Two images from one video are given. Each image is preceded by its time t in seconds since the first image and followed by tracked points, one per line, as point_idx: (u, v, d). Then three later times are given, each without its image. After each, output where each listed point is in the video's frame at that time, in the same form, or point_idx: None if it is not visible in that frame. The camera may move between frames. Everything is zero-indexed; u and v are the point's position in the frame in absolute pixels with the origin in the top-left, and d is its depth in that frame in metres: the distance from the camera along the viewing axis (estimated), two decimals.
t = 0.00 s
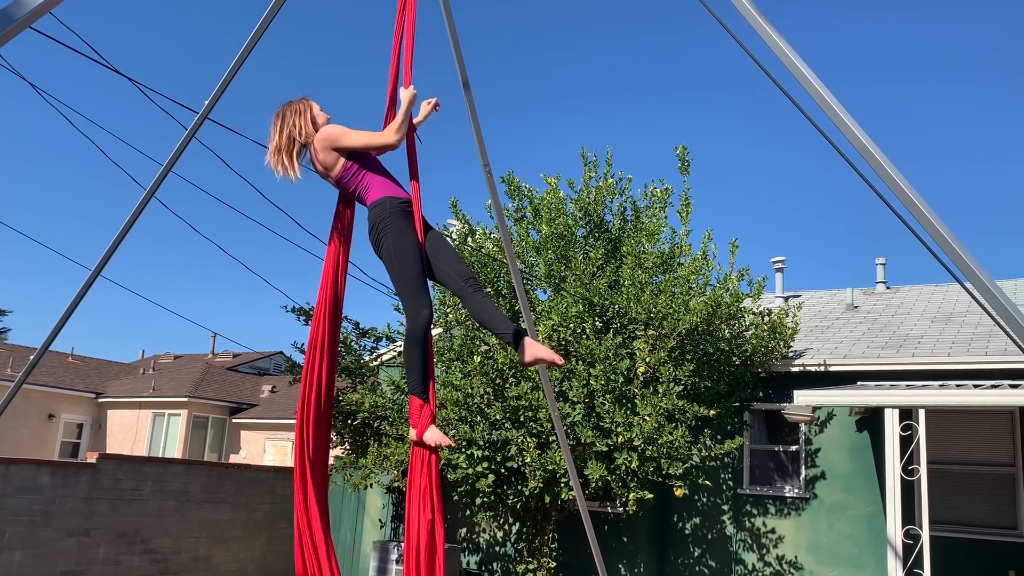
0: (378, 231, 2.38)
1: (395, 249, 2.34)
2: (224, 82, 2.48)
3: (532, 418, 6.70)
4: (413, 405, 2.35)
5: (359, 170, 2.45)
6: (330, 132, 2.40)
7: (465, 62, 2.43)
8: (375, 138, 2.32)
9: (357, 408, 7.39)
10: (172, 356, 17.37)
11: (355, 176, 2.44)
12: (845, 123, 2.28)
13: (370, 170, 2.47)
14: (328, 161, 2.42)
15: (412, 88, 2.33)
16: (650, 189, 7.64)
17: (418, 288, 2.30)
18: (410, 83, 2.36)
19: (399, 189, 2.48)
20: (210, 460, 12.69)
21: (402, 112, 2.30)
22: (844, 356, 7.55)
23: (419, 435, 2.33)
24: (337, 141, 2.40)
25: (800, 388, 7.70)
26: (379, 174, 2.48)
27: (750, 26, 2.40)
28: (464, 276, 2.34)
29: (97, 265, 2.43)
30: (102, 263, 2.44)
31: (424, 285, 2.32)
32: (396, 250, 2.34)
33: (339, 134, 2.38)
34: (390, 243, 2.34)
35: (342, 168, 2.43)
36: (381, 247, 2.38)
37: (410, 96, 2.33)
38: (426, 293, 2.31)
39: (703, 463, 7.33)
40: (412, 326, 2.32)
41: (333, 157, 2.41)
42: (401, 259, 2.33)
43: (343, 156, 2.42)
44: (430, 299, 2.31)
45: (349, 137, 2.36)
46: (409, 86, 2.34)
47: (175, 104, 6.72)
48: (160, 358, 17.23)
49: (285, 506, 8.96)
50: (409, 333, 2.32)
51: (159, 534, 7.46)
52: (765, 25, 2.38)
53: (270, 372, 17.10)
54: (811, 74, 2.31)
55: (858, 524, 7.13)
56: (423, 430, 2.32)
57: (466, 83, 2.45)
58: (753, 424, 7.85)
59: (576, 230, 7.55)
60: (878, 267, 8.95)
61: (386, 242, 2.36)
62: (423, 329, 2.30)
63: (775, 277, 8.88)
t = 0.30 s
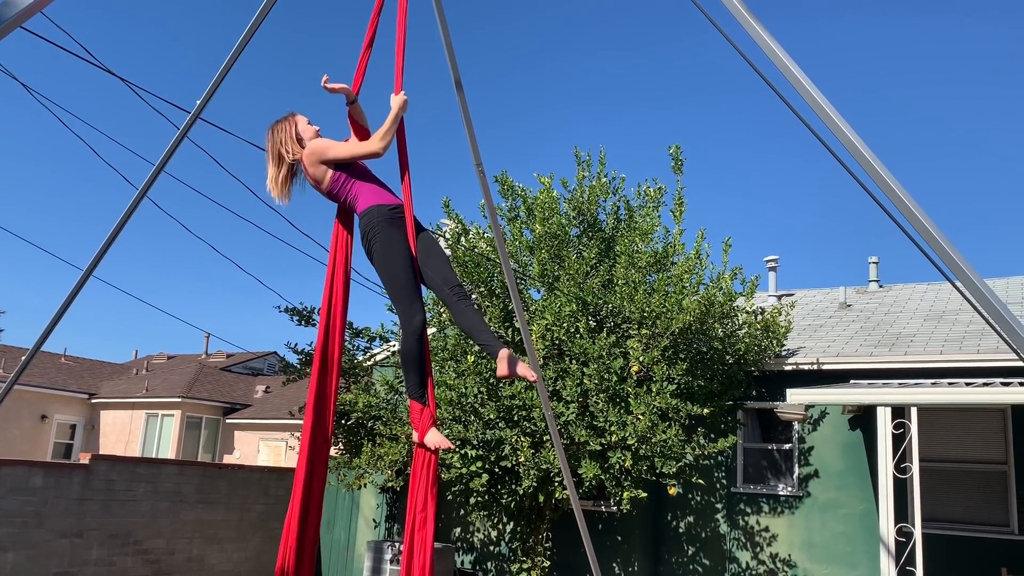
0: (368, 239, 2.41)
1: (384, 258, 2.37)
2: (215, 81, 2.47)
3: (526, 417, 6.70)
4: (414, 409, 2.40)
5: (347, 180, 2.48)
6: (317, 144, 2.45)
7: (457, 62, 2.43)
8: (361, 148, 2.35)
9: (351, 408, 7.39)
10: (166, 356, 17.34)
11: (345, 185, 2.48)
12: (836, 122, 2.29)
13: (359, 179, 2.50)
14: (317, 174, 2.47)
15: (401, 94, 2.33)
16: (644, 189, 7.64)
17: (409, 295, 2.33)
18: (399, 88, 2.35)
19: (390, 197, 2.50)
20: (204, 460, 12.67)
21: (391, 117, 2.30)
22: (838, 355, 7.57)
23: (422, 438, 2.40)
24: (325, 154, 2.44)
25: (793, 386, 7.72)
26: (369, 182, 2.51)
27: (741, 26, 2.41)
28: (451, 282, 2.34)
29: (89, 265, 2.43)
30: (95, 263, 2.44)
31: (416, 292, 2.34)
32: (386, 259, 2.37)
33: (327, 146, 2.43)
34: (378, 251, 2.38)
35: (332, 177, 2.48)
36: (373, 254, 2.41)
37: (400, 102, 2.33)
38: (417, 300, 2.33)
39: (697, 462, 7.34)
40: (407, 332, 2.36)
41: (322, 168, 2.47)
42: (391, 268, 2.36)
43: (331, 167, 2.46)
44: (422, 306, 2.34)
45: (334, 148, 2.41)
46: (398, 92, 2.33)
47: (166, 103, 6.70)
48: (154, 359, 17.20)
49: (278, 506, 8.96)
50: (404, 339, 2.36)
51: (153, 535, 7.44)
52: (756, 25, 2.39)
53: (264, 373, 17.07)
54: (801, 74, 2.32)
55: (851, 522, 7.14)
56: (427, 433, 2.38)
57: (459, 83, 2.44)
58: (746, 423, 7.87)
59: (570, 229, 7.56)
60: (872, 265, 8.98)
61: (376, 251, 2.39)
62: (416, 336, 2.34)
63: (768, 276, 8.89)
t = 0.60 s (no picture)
0: (356, 250, 2.43)
1: (373, 266, 2.38)
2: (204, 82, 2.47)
3: (519, 415, 6.71)
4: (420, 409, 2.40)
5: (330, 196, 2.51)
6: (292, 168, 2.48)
7: (450, 62, 2.45)
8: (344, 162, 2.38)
9: (345, 406, 7.39)
10: (158, 355, 17.29)
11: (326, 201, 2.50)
12: (827, 121, 2.30)
13: (340, 193, 2.52)
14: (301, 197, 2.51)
15: (389, 102, 2.34)
16: (637, 187, 7.65)
17: (402, 297, 2.34)
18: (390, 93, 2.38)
19: (372, 205, 2.51)
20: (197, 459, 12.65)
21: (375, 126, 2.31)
22: (830, 352, 7.59)
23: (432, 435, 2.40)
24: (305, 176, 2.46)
25: (786, 383, 7.74)
26: (350, 195, 2.53)
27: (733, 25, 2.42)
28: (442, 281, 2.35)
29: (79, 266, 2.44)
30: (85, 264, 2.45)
31: (408, 295, 2.35)
32: (375, 267, 2.38)
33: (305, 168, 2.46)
34: (366, 261, 2.39)
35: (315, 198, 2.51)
36: (361, 264, 2.43)
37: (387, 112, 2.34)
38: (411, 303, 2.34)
39: (690, 459, 7.34)
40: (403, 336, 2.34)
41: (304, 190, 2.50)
42: (380, 274, 2.37)
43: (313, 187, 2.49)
44: (416, 308, 2.35)
45: (312, 170, 2.44)
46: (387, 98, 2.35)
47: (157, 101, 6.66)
48: (146, 357, 17.15)
49: (272, 505, 8.95)
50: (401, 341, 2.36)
51: (146, 534, 7.42)
52: (748, 24, 2.39)
53: (257, 371, 17.05)
54: (794, 73, 2.33)
55: (844, 519, 7.17)
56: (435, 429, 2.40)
57: (451, 82, 2.46)
58: (739, 420, 7.89)
59: (563, 227, 7.56)
60: (863, 263, 9.01)
61: (364, 260, 2.40)
62: (412, 338, 2.33)
63: (761, 274, 8.91)
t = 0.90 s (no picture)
0: (346, 259, 2.46)
1: (363, 272, 2.41)
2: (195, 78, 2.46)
3: (513, 411, 6.71)
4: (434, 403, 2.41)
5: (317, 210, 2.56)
6: (276, 193, 2.53)
7: (445, 57, 2.43)
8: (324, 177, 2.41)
9: (339, 401, 7.38)
10: (152, 350, 17.25)
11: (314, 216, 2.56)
12: (823, 116, 2.29)
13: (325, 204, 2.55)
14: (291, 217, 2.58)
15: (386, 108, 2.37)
16: (632, 182, 7.64)
17: (394, 299, 2.36)
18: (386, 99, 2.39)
19: (354, 213, 2.52)
20: (192, 455, 12.63)
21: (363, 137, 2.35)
22: (824, 347, 7.60)
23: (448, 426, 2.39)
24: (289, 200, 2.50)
25: (781, 379, 7.75)
26: (335, 204, 2.55)
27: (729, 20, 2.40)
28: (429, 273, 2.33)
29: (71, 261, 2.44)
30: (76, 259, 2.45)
31: (399, 296, 2.37)
32: (365, 273, 2.40)
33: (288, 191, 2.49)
34: (357, 269, 2.42)
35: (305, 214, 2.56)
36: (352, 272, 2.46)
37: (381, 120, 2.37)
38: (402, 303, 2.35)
39: (684, 454, 7.34)
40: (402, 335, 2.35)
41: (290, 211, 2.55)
42: (370, 280, 2.39)
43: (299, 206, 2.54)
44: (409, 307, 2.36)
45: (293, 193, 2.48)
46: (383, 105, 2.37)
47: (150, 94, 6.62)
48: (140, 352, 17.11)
49: (266, 501, 8.94)
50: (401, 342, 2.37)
51: (140, 530, 7.41)
52: (745, 20, 2.38)
53: (252, 367, 17.02)
54: (790, 69, 2.32)
55: (838, 514, 7.19)
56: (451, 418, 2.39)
57: (446, 78, 2.44)
58: (733, 415, 7.91)
59: (558, 223, 7.56)
60: (858, 258, 9.02)
61: (354, 268, 2.43)
62: (410, 338, 2.35)
63: (756, 269, 8.92)
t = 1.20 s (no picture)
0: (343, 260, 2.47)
1: (359, 271, 2.42)
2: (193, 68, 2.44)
3: (512, 403, 6.71)
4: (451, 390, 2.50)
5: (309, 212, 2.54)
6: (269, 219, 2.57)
7: (444, 48, 2.42)
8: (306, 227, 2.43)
9: (337, 394, 7.38)
10: (151, 343, 17.25)
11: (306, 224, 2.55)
12: (823, 108, 2.28)
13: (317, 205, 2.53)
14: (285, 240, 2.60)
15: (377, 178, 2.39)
16: (631, 174, 7.62)
17: (390, 295, 2.36)
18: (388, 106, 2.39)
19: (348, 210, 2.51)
20: (191, 447, 12.65)
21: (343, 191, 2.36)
22: (823, 340, 7.60)
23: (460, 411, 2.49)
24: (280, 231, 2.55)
25: (779, 371, 7.76)
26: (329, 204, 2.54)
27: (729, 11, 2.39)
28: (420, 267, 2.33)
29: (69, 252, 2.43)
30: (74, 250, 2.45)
31: (396, 292, 2.37)
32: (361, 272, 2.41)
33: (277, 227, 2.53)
34: (353, 271, 2.43)
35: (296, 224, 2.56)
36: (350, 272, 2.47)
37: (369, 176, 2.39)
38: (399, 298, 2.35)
39: (683, 446, 7.33)
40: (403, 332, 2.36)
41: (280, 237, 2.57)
42: (366, 278, 2.40)
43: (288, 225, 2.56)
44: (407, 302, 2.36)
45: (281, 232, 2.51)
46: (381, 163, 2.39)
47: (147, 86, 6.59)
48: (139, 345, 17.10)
49: (265, 493, 8.95)
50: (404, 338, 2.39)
51: (138, 522, 7.41)
52: (745, 11, 2.37)
53: (250, 359, 17.03)
54: (790, 60, 2.31)
55: (836, 506, 7.20)
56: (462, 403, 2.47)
57: (445, 70, 2.44)
58: (731, 408, 7.92)
59: (557, 215, 7.55)
60: (856, 251, 9.02)
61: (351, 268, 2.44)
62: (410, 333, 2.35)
63: (754, 262, 8.91)
